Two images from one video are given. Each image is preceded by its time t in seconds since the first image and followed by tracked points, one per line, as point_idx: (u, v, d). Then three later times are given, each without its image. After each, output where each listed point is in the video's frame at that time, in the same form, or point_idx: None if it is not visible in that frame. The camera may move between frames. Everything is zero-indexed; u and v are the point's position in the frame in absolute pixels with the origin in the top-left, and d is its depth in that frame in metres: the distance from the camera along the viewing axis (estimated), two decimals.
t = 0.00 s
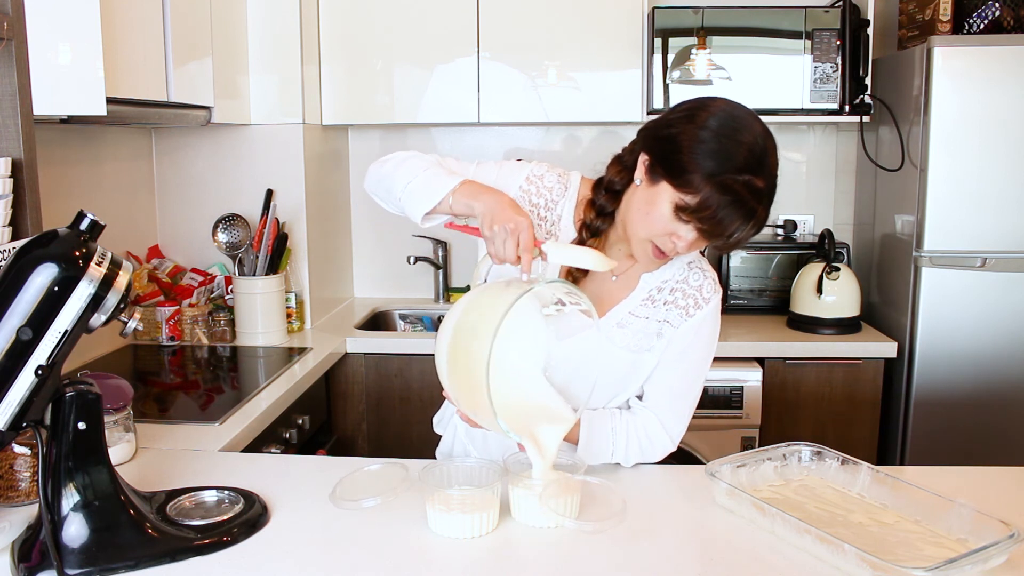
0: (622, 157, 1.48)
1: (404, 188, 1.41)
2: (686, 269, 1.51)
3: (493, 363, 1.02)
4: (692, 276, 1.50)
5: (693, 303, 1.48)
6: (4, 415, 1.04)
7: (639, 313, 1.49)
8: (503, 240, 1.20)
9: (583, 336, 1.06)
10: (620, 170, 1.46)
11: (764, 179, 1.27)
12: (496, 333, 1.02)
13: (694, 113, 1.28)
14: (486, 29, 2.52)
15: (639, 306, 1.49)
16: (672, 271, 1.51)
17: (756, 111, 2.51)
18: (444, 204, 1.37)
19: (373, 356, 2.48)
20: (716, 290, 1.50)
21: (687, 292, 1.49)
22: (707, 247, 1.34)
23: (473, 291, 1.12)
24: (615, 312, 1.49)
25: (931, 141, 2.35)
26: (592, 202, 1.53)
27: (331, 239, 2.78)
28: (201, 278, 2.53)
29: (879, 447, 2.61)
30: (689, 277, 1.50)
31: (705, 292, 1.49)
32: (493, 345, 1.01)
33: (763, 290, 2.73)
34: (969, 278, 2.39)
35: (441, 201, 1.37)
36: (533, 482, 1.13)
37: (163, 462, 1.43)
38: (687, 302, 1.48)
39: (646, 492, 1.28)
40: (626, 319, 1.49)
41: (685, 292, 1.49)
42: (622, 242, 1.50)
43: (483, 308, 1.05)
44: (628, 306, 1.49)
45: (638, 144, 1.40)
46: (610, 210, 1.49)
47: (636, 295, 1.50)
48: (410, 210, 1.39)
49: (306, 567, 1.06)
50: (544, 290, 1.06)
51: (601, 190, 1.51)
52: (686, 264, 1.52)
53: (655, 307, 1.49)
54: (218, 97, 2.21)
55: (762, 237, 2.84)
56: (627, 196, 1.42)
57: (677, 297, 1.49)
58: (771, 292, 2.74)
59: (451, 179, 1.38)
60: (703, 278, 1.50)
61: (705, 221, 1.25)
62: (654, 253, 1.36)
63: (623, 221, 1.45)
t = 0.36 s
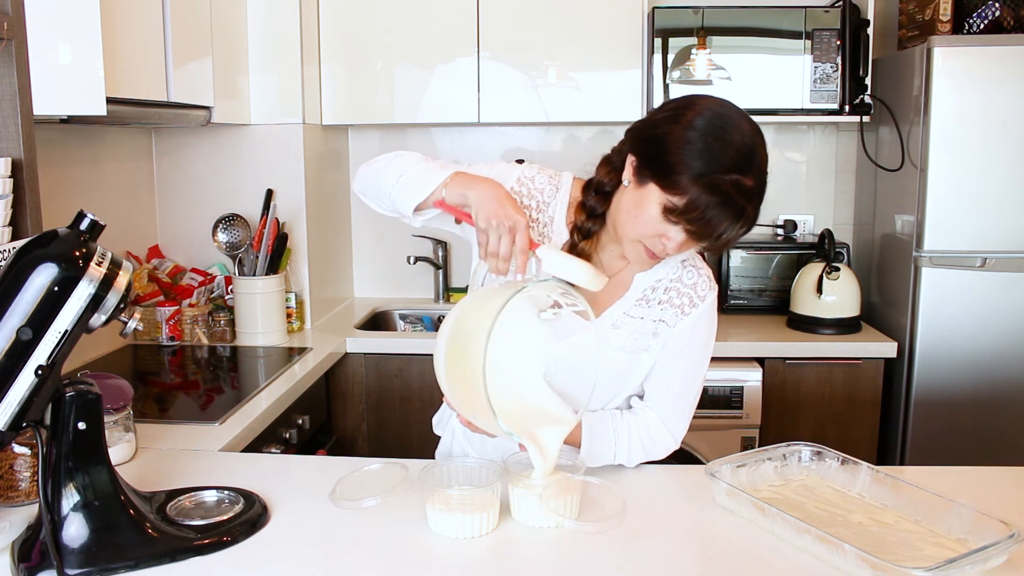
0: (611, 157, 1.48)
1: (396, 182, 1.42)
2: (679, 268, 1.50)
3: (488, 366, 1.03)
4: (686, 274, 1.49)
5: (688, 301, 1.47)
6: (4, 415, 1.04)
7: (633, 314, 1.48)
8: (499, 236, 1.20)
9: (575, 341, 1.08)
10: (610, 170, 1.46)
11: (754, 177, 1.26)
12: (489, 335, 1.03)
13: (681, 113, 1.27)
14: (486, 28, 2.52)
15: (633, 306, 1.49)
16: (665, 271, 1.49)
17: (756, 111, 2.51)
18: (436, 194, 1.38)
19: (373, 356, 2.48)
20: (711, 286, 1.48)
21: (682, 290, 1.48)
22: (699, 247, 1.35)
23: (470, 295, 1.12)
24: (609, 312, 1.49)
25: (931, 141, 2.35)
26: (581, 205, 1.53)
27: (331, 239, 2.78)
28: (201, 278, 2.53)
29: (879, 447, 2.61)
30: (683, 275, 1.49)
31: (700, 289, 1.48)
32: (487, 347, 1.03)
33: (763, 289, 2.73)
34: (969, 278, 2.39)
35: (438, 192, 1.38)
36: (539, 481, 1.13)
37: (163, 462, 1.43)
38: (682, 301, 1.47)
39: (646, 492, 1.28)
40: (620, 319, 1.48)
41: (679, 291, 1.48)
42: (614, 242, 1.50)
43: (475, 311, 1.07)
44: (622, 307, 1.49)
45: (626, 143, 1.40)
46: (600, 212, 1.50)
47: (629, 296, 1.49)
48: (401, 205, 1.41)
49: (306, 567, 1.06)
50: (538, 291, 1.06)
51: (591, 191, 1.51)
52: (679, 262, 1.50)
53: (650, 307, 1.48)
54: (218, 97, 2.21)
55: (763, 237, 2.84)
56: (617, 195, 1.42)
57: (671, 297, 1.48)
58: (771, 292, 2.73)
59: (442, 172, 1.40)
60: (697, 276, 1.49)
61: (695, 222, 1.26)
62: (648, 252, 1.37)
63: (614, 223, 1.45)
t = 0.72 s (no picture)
0: (602, 156, 1.48)
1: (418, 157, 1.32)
2: (674, 264, 1.50)
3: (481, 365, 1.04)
4: (680, 271, 1.49)
5: (683, 298, 1.46)
6: (4, 415, 1.04)
7: (629, 312, 1.50)
8: (535, 223, 1.07)
9: (573, 353, 1.05)
10: (600, 168, 1.47)
11: (739, 174, 1.26)
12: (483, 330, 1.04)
13: (668, 109, 1.28)
14: (485, 28, 2.52)
15: (629, 305, 1.50)
16: (659, 268, 1.50)
17: (756, 111, 2.51)
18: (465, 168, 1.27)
19: (374, 356, 2.48)
20: (705, 283, 1.48)
21: (676, 287, 1.47)
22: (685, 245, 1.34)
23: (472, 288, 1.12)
24: (606, 312, 1.51)
25: (931, 141, 2.35)
26: (575, 202, 1.55)
27: (331, 239, 2.78)
28: (201, 278, 2.53)
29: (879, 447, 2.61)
30: (677, 273, 1.49)
31: (694, 287, 1.47)
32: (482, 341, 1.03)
33: (763, 289, 2.74)
34: (969, 278, 2.39)
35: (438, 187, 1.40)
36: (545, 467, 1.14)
37: (163, 462, 1.43)
38: (676, 298, 1.46)
39: (646, 492, 1.28)
40: (616, 318, 1.50)
41: (674, 288, 1.48)
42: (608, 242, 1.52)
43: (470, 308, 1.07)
44: (618, 306, 1.51)
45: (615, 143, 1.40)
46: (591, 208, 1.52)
47: (625, 295, 1.51)
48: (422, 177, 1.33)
49: (307, 567, 1.06)
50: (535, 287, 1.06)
51: (582, 189, 1.53)
52: (674, 259, 1.51)
53: (645, 303, 1.48)
54: (218, 97, 2.21)
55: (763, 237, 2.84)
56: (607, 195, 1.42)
57: (666, 294, 1.47)
58: (771, 292, 2.74)
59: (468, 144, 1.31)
60: (691, 273, 1.48)
61: (680, 217, 1.25)
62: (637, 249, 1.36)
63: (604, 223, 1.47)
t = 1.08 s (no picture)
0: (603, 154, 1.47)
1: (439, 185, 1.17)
2: (674, 264, 1.50)
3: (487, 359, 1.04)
4: (680, 271, 1.49)
5: (683, 298, 1.47)
6: (5, 415, 1.04)
7: (631, 313, 1.49)
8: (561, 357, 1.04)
9: (570, 350, 1.07)
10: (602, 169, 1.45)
11: (742, 178, 1.26)
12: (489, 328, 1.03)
13: (672, 112, 1.27)
14: (485, 28, 2.52)
15: (630, 306, 1.50)
16: (660, 268, 1.50)
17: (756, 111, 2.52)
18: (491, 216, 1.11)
19: (374, 356, 2.48)
20: (705, 283, 1.48)
21: (676, 287, 1.48)
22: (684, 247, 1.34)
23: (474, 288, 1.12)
24: (608, 313, 1.51)
25: (931, 141, 2.35)
26: (575, 202, 1.53)
27: (331, 239, 2.78)
28: (201, 278, 2.53)
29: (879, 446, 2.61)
30: (677, 273, 1.49)
31: (694, 287, 1.48)
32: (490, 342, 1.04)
33: (763, 289, 2.74)
34: (969, 278, 2.39)
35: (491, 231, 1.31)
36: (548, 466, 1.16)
37: (164, 462, 1.43)
38: (676, 297, 1.47)
39: (646, 492, 1.28)
40: (619, 319, 1.50)
41: (674, 288, 1.48)
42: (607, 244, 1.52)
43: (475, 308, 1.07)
44: (620, 307, 1.50)
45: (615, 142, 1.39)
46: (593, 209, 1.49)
47: (626, 296, 1.50)
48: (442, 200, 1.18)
49: (307, 567, 1.06)
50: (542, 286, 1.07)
51: (581, 190, 1.51)
52: (674, 259, 1.51)
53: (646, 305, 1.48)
54: (218, 97, 2.21)
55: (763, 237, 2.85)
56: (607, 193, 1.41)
57: (667, 294, 1.48)
58: (771, 292, 2.74)
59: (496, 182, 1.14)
60: (692, 274, 1.49)
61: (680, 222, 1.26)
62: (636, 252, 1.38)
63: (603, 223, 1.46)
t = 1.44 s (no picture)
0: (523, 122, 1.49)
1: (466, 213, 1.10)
2: (624, 224, 1.51)
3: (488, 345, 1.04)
4: (630, 228, 1.50)
5: (640, 249, 1.48)
6: (5, 415, 1.04)
7: (589, 273, 1.49)
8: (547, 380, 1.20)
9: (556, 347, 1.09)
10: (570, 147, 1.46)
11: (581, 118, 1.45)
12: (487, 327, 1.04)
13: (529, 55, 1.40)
14: (485, 28, 2.52)
15: (587, 266, 1.50)
16: (611, 228, 1.51)
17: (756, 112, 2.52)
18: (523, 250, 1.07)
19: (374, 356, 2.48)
20: (657, 233, 1.50)
21: (631, 241, 1.49)
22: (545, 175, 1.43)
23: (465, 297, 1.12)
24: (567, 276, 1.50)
25: (931, 142, 2.35)
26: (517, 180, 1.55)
27: (331, 239, 2.78)
28: (201, 278, 2.54)
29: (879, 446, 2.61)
30: (629, 229, 1.51)
31: (648, 236, 1.49)
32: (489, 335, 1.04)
33: (763, 289, 2.74)
34: (969, 278, 2.39)
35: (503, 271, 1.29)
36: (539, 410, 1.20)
37: (164, 462, 1.43)
38: (634, 250, 1.48)
39: (647, 493, 1.28)
40: (578, 281, 1.49)
41: (629, 242, 1.49)
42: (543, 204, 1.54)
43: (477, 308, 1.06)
44: (577, 270, 1.50)
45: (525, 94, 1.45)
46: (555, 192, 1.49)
47: (582, 258, 1.50)
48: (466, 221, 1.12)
49: (308, 567, 1.06)
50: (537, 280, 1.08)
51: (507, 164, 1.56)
52: (623, 219, 1.52)
53: (605, 264, 1.49)
54: (218, 97, 2.21)
55: (763, 237, 2.85)
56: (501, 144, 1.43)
57: (623, 249, 1.49)
58: (771, 292, 2.74)
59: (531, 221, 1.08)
60: (642, 227, 1.50)
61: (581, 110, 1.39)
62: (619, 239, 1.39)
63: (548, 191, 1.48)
